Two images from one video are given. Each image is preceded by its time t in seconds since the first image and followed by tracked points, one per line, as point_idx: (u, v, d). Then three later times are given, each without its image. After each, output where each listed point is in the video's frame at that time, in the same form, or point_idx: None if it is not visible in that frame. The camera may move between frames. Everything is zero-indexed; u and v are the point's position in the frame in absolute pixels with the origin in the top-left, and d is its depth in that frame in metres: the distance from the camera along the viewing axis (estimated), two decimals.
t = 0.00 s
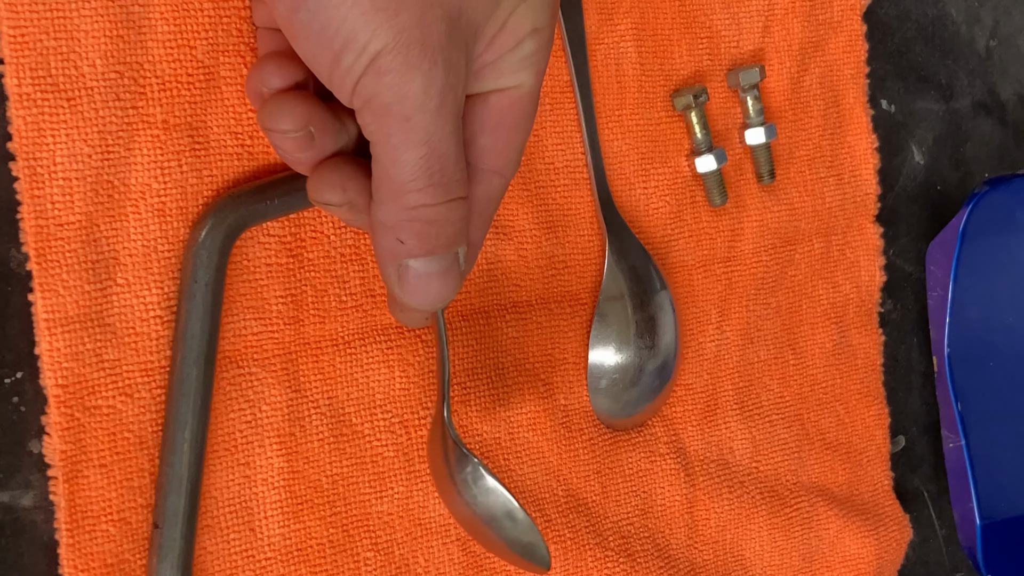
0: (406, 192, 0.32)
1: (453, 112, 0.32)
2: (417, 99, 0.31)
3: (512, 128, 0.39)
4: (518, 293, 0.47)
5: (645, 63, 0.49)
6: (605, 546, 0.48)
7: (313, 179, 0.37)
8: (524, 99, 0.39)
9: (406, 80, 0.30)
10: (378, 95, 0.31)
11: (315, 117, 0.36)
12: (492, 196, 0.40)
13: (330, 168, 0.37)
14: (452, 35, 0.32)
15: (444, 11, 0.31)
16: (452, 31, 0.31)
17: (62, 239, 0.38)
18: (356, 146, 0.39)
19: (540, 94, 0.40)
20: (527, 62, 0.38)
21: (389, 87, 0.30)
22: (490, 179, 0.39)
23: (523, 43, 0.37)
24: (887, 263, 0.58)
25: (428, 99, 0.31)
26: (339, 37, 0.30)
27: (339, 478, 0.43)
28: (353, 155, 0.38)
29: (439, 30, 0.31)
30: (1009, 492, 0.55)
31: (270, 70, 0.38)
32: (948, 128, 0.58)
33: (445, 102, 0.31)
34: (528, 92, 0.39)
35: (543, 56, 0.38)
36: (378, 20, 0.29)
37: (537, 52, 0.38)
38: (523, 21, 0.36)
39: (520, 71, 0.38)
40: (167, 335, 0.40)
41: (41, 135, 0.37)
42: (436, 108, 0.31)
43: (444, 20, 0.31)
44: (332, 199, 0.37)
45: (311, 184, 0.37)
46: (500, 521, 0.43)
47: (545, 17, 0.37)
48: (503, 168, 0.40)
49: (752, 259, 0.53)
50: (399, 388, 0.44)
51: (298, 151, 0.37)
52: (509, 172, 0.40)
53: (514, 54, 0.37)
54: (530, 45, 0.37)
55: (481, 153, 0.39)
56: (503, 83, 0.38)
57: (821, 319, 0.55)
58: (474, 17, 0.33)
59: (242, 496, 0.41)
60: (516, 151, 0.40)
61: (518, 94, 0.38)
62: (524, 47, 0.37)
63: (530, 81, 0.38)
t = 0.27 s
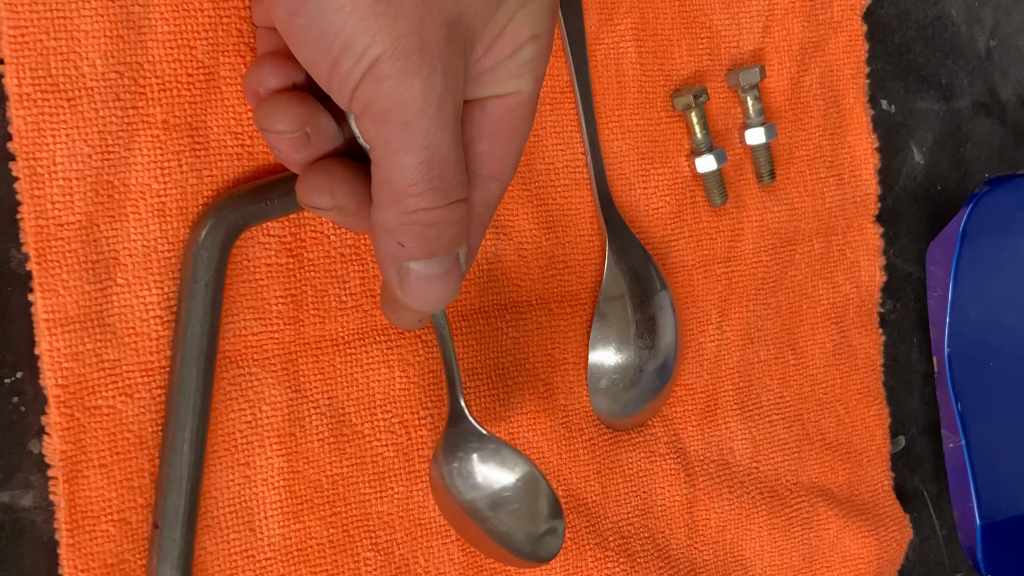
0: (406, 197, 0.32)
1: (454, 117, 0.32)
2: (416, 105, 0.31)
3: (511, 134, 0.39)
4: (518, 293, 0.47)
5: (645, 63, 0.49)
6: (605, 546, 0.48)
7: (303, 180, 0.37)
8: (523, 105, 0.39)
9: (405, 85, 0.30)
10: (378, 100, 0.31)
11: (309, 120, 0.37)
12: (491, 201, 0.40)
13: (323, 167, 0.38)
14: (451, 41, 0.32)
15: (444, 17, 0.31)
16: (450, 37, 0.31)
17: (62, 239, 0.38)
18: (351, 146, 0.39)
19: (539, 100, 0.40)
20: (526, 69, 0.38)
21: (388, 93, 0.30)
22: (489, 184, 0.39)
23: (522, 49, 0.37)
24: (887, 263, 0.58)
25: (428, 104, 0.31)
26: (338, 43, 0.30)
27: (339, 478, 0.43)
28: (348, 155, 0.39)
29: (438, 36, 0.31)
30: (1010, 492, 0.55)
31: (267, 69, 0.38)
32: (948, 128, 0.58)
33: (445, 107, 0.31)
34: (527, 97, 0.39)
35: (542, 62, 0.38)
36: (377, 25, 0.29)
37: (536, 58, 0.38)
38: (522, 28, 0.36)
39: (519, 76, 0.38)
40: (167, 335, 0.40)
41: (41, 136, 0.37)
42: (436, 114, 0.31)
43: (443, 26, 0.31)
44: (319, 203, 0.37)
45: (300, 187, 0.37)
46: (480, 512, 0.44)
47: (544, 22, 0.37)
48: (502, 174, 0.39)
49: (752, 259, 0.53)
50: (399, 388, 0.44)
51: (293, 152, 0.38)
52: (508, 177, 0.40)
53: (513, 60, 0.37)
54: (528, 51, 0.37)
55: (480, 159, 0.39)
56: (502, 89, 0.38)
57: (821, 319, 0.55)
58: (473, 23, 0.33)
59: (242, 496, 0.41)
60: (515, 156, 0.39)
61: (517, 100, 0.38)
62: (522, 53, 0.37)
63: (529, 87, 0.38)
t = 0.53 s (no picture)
0: (404, 202, 0.32)
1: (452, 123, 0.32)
2: (415, 110, 0.31)
3: (511, 138, 0.39)
4: (518, 293, 0.47)
5: (645, 63, 0.49)
6: (605, 546, 0.48)
7: (296, 176, 0.38)
8: (523, 110, 0.39)
9: (405, 91, 0.30)
10: (377, 106, 0.31)
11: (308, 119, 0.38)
12: (491, 206, 0.40)
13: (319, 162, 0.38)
14: (451, 46, 0.32)
15: (443, 23, 0.31)
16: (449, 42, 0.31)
17: (62, 239, 0.38)
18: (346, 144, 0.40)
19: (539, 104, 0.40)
20: (526, 74, 0.38)
21: (387, 98, 0.30)
22: (490, 190, 0.39)
23: (522, 54, 0.37)
24: (887, 263, 0.58)
25: (427, 110, 0.31)
26: (338, 48, 0.30)
27: (339, 478, 0.43)
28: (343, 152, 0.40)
29: (438, 41, 0.31)
30: (1010, 492, 0.55)
31: (267, 63, 0.38)
32: (948, 128, 0.58)
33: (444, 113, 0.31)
34: (527, 103, 0.39)
35: (542, 67, 0.38)
36: (377, 31, 0.29)
37: (536, 64, 0.38)
38: (523, 34, 0.37)
39: (518, 82, 0.38)
40: (167, 335, 0.40)
41: (41, 136, 0.37)
42: (435, 119, 0.31)
43: (443, 32, 0.31)
44: (312, 199, 0.37)
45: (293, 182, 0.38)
46: (457, 510, 0.44)
47: (545, 27, 0.37)
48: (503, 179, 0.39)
49: (752, 259, 0.53)
50: (399, 388, 0.44)
51: (289, 147, 0.39)
52: (509, 183, 0.40)
53: (513, 66, 0.37)
54: (528, 57, 0.37)
55: (479, 164, 0.39)
56: (502, 95, 0.38)
57: (821, 319, 0.55)
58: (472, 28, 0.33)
59: (242, 496, 0.41)
60: (516, 162, 0.39)
61: (517, 106, 0.38)
62: (523, 58, 0.37)
63: (529, 92, 0.38)
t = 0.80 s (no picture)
0: (409, 205, 0.32)
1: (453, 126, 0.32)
2: (416, 114, 0.31)
3: (511, 142, 0.39)
4: (518, 293, 0.47)
5: (645, 63, 0.49)
6: (605, 546, 0.48)
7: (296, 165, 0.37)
8: (523, 113, 0.39)
9: (405, 95, 0.30)
10: (378, 110, 0.31)
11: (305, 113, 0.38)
12: (493, 209, 0.40)
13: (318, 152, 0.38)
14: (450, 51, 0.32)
15: (442, 27, 0.31)
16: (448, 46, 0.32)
17: (62, 239, 0.38)
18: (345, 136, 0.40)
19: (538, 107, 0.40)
20: (525, 79, 0.38)
21: (388, 102, 0.31)
22: (491, 194, 0.39)
23: (521, 59, 0.37)
24: (887, 263, 0.58)
25: (427, 114, 0.31)
26: (336, 53, 0.30)
27: (339, 478, 0.43)
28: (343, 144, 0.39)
29: (437, 45, 0.31)
30: (1010, 492, 0.55)
31: (263, 58, 0.39)
32: (948, 128, 0.58)
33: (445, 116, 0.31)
34: (526, 106, 0.38)
35: (541, 71, 0.38)
36: (376, 36, 0.30)
37: (536, 68, 0.38)
38: (521, 38, 0.37)
39: (518, 86, 0.38)
40: (167, 335, 0.40)
41: (41, 136, 0.37)
42: (436, 122, 0.31)
43: (442, 36, 0.31)
44: (312, 185, 0.37)
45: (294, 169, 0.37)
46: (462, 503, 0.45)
47: (543, 31, 0.37)
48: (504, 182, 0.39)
49: (752, 259, 0.53)
50: (399, 388, 0.44)
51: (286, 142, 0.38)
52: (509, 186, 0.40)
53: (512, 70, 0.37)
54: (527, 61, 0.37)
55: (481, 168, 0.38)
56: (502, 99, 0.38)
57: (821, 319, 0.55)
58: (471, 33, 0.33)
59: (242, 496, 0.41)
60: (517, 165, 0.39)
61: (517, 110, 0.38)
62: (522, 62, 0.37)
63: (529, 96, 0.38)
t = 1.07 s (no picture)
0: (449, 202, 0.33)
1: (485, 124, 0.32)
2: (453, 113, 0.31)
3: (520, 142, 0.39)
4: (518, 293, 0.47)
5: (645, 63, 0.49)
6: (605, 546, 0.48)
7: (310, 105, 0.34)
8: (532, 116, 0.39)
9: (440, 93, 0.30)
10: (413, 111, 0.31)
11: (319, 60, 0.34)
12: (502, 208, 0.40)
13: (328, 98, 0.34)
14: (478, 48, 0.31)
15: (468, 24, 0.31)
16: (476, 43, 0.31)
17: (62, 239, 0.38)
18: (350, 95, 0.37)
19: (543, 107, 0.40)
20: (537, 83, 0.38)
21: (423, 102, 0.30)
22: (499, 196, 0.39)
23: (532, 63, 0.37)
24: (886, 263, 0.58)
25: (464, 113, 0.31)
26: (361, 49, 0.30)
27: (339, 478, 0.43)
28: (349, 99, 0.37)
29: (466, 42, 0.31)
30: (1010, 492, 0.55)
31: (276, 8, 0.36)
32: (948, 128, 0.58)
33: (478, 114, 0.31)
34: (533, 111, 0.38)
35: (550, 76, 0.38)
36: (405, 32, 0.29)
37: (547, 73, 0.38)
38: (535, 40, 0.36)
39: (528, 91, 0.38)
40: (167, 335, 0.40)
41: (41, 136, 0.37)
42: (472, 121, 0.31)
43: (469, 33, 0.31)
44: (338, 108, 0.33)
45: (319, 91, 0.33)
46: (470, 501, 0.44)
47: (554, 35, 0.37)
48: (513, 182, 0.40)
49: (752, 259, 0.53)
50: (399, 388, 0.44)
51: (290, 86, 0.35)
52: (514, 185, 0.40)
53: (524, 73, 0.37)
54: (539, 64, 0.37)
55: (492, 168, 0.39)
56: (512, 102, 0.38)
57: (821, 320, 0.55)
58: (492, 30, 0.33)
59: (242, 496, 0.41)
60: (522, 165, 0.40)
61: (523, 113, 0.38)
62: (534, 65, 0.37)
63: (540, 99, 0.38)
